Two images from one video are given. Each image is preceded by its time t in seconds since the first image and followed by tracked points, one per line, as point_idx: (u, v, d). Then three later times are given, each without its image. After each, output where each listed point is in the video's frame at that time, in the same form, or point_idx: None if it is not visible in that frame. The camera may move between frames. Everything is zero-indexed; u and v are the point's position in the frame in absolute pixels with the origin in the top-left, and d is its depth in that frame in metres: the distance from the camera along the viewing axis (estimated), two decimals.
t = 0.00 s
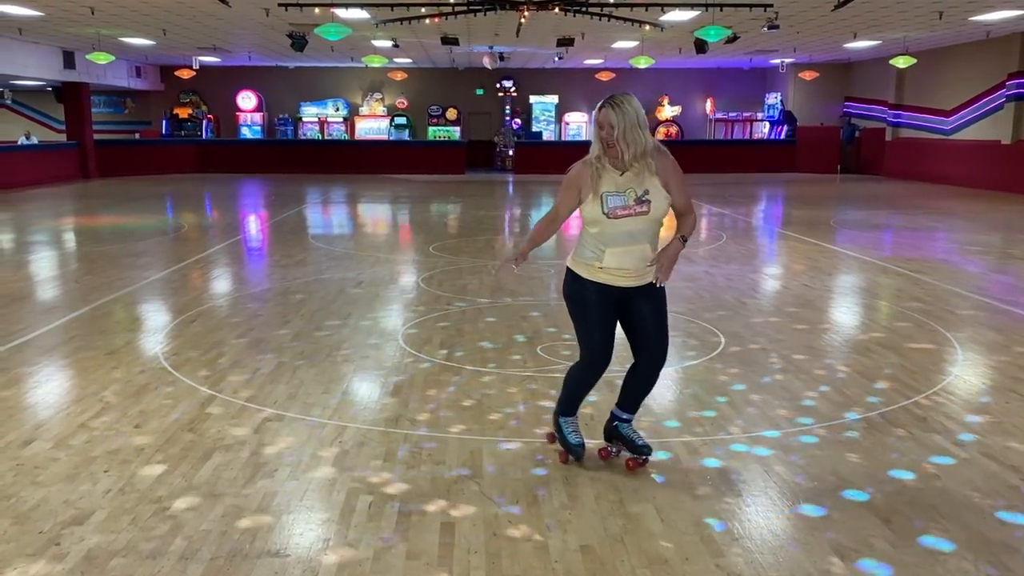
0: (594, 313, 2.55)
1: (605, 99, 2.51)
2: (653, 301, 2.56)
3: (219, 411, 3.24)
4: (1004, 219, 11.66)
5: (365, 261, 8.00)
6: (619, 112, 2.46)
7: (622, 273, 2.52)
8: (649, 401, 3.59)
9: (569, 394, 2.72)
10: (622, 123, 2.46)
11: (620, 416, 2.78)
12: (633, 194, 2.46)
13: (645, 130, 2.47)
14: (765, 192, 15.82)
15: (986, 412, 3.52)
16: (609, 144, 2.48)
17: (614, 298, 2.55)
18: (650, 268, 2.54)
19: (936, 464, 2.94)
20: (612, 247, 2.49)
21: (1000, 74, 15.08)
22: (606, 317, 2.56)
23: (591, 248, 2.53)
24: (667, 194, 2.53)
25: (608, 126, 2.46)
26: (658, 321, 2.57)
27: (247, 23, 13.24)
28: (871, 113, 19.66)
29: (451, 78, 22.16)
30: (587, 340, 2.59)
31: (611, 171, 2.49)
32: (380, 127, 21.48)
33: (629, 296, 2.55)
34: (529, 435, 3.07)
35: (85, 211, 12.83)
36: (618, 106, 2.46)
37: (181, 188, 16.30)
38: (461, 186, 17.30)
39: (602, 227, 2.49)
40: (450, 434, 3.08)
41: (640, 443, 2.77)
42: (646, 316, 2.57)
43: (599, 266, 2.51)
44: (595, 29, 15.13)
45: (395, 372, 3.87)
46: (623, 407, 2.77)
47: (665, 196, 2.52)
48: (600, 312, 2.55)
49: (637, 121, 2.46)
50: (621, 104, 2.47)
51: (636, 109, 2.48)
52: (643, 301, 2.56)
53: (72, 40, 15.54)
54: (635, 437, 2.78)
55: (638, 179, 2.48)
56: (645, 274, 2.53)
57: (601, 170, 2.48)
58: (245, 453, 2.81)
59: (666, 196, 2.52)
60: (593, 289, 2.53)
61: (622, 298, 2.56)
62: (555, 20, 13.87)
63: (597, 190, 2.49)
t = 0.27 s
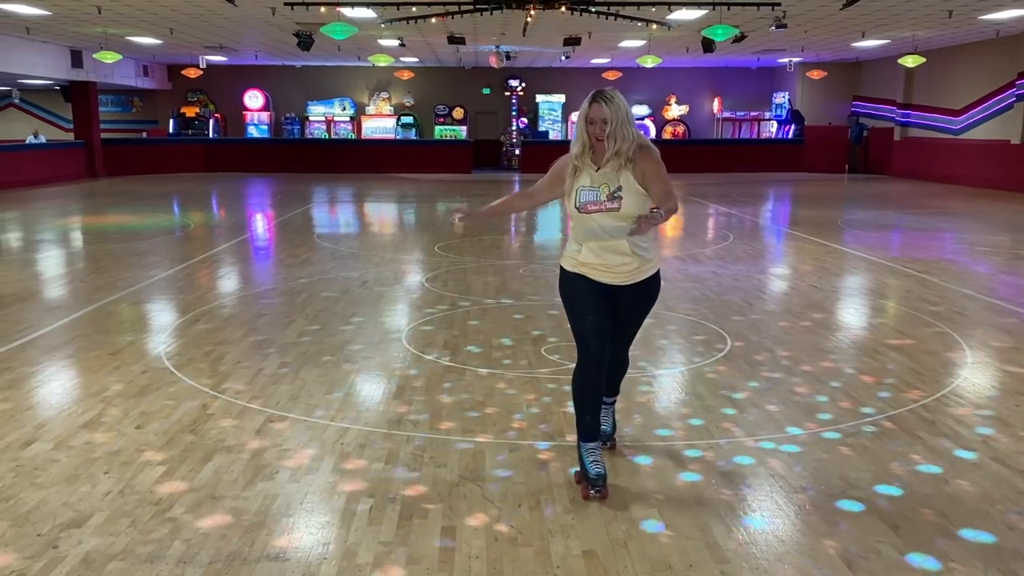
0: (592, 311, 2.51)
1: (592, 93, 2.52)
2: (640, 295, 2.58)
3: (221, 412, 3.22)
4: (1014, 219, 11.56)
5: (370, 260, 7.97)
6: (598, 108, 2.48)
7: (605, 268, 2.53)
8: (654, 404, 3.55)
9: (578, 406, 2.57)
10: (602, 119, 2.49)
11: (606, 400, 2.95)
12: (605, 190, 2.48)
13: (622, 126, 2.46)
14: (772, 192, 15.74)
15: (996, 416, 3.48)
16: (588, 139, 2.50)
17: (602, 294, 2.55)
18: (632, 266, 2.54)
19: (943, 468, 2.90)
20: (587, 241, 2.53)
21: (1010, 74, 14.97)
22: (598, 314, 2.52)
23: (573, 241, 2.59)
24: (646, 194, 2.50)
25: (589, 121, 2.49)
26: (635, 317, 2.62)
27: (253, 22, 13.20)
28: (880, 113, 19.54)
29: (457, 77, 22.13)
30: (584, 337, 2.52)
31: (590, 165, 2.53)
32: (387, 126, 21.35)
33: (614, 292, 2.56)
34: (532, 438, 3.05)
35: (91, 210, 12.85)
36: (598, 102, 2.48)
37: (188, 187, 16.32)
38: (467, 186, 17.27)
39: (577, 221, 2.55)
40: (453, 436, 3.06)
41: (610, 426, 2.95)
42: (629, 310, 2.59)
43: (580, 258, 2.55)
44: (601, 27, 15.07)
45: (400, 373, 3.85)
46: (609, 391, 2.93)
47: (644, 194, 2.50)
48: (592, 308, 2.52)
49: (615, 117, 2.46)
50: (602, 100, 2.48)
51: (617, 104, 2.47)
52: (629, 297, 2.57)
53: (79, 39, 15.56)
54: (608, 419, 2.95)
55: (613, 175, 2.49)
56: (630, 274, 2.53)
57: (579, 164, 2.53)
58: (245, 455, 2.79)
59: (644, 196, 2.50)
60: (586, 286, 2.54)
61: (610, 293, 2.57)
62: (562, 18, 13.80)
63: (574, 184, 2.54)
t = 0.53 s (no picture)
0: (586, 319, 2.53)
1: (582, 97, 2.57)
2: (633, 299, 2.57)
3: (222, 412, 3.21)
4: None
5: (377, 260, 7.96)
6: (587, 113, 2.52)
7: (595, 274, 2.52)
8: (658, 405, 3.53)
9: (569, 402, 2.65)
10: (591, 125, 2.53)
11: (607, 406, 2.90)
12: (593, 197, 2.52)
13: (611, 132, 2.50)
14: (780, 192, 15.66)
15: (1004, 419, 3.44)
16: (578, 144, 2.54)
17: (594, 300, 2.55)
18: (623, 271, 2.53)
19: (950, 472, 2.87)
20: (575, 248, 2.54)
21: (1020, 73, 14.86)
22: (592, 321, 2.55)
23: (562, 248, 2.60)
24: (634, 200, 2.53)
25: (577, 127, 2.53)
26: (630, 324, 2.60)
27: (260, 21, 13.23)
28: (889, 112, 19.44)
29: (464, 77, 22.11)
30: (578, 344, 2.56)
31: (577, 171, 2.57)
32: (393, 126, 21.45)
33: (606, 298, 2.56)
34: (533, 440, 3.03)
35: (99, 208, 12.87)
36: (587, 107, 2.52)
37: (195, 186, 16.35)
38: (474, 185, 17.25)
39: (565, 227, 2.56)
40: (455, 437, 3.04)
41: (609, 434, 2.92)
42: (624, 315, 2.58)
43: (570, 265, 2.54)
44: (608, 27, 15.02)
45: (404, 373, 3.84)
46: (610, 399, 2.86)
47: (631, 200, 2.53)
48: (585, 316, 2.54)
49: (603, 123, 2.51)
50: (591, 105, 2.53)
51: (606, 110, 2.51)
52: (622, 303, 2.56)
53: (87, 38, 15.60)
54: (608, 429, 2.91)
55: (601, 181, 2.53)
56: (621, 279, 2.53)
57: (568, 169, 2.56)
58: (245, 456, 2.78)
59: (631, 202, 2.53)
60: (578, 293, 2.53)
61: (603, 300, 2.57)
62: (569, 17, 13.79)
63: (563, 191, 2.57)
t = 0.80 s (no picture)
0: (581, 314, 2.51)
1: (582, 96, 2.56)
2: (630, 297, 2.54)
3: (221, 412, 3.20)
4: None
5: (382, 259, 7.94)
6: (585, 111, 2.50)
7: (590, 273, 2.50)
8: (658, 407, 3.50)
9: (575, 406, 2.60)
10: (589, 122, 2.51)
11: (610, 403, 2.89)
12: (585, 196, 2.48)
13: (609, 131, 2.49)
14: (788, 192, 15.60)
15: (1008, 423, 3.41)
16: (578, 142, 2.52)
17: (590, 298, 2.53)
18: (617, 272, 2.51)
19: (954, 477, 2.84)
20: (568, 248, 2.53)
21: None
22: (586, 316, 2.53)
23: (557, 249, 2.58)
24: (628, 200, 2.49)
25: (575, 124, 2.52)
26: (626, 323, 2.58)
27: (266, 20, 13.24)
28: (897, 112, 19.33)
29: (471, 76, 22.09)
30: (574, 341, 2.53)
31: (571, 170, 2.54)
32: (401, 125, 21.35)
33: (602, 297, 2.53)
34: (533, 442, 3.02)
35: (106, 207, 12.91)
36: (586, 104, 2.51)
37: (202, 185, 16.38)
38: (480, 184, 17.24)
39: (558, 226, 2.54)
40: (454, 439, 3.02)
41: (610, 432, 2.93)
42: (620, 312, 2.55)
43: (564, 264, 2.54)
44: (614, 26, 14.98)
45: (405, 373, 3.83)
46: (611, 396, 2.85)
47: (624, 201, 2.48)
48: (581, 311, 2.52)
49: (601, 121, 2.49)
50: (590, 103, 2.51)
51: (604, 108, 2.50)
52: (617, 302, 2.54)
53: (94, 38, 15.63)
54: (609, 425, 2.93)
55: (594, 180, 2.49)
56: (616, 278, 2.50)
57: (563, 168, 2.53)
58: (243, 457, 2.77)
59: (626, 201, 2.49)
60: (572, 290, 2.52)
61: (598, 298, 2.54)
62: (575, 17, 13.75)
63: (558, 189, 2.54)
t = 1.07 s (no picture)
0: (582, 317, 2.50)
1: (584, 94, 2.53)
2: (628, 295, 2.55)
3: (220, 412, 3.20)
4: None
5: (387, 259, 7.95)
6: (589, 109, 2.48)
7: (590, 274, 2.49)
8: (659, 409, 3.49)
9: (572, 405, 2.59)
10: (593, 121, 2.48)
11: (610, 406, 2.87)
12: (586, 196, 2.46)
13: (612, 130, 2.46)
14: (795, 192, 15.55)
15: (1012, 426, 3.38)
16: (580, 140, 2.48)
17: (589, 299, 2.52)
18: (616, 271, 2.50)
19: (955, 480, 2.82)
20: (566, 246, 2.51)
21: None
22: (587, 318, 2.51)
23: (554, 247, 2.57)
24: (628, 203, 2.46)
25: (578, 122, 2.49)
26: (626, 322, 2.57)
27: (272, 19, 13.28)
28: (905, 113, 19.25)
29: (477, 75, 22.08)
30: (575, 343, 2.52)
31: (572, 169, 2.50)
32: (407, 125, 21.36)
33: (601, 296, 2.53)
34: (532, 443, 3.00)
35: (113, 206, 12.95)
36: (590, 102, 2.48)
37: (208, 185, 16.41)
38: (486, 184, 17.23)
39: (557, 225, 2.52)
40: (452, 440, 3.01)
41: (610, 434, 2.91)
42: (619, 311, 2.56)
43: (563, 266, 2.52)
44: (620, 26, 14.95)
45: (406, 373, 3.82)
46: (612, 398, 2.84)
47: (626, 203, 2.47)
48: (581, 314, 2.50)
49: (604, 120, 2.47)
50: (593, 101, 2.49)
51: (608, 107, 2.47)
52: (615, 301, 2.54)
53: (102, 37, 15.68)
54: (610, 427, 2.91)
55: (596, 180, 2.46)
56: (616, 276, 2.50)
57: (564, 166, 2.50)
58: (241, 457, 2.76)
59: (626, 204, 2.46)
60: (571, 292, 2.51)
61: (598, 299, 2.54)
62: (581, 16, 13.74)
63: (558, 188, 2.52)
